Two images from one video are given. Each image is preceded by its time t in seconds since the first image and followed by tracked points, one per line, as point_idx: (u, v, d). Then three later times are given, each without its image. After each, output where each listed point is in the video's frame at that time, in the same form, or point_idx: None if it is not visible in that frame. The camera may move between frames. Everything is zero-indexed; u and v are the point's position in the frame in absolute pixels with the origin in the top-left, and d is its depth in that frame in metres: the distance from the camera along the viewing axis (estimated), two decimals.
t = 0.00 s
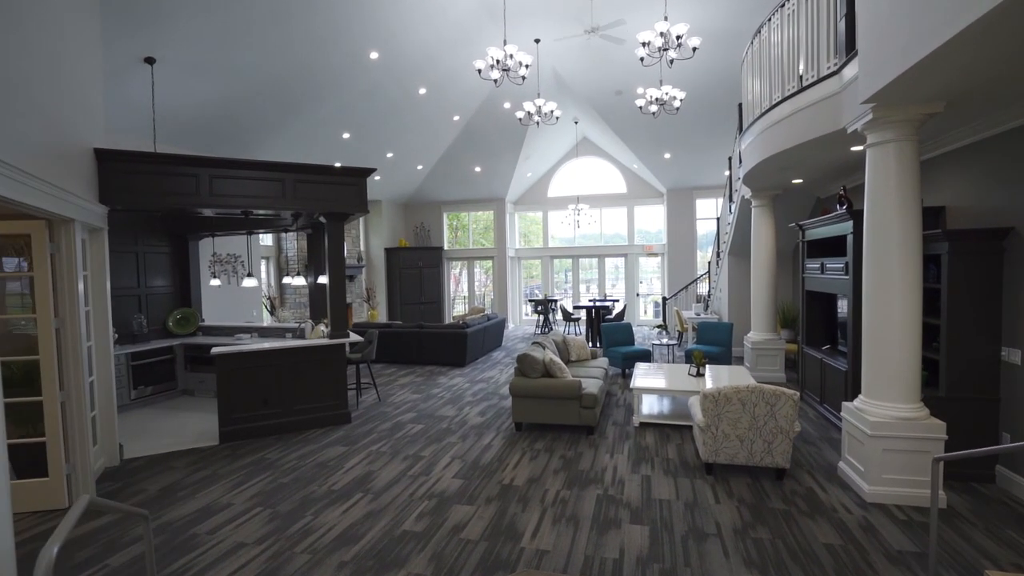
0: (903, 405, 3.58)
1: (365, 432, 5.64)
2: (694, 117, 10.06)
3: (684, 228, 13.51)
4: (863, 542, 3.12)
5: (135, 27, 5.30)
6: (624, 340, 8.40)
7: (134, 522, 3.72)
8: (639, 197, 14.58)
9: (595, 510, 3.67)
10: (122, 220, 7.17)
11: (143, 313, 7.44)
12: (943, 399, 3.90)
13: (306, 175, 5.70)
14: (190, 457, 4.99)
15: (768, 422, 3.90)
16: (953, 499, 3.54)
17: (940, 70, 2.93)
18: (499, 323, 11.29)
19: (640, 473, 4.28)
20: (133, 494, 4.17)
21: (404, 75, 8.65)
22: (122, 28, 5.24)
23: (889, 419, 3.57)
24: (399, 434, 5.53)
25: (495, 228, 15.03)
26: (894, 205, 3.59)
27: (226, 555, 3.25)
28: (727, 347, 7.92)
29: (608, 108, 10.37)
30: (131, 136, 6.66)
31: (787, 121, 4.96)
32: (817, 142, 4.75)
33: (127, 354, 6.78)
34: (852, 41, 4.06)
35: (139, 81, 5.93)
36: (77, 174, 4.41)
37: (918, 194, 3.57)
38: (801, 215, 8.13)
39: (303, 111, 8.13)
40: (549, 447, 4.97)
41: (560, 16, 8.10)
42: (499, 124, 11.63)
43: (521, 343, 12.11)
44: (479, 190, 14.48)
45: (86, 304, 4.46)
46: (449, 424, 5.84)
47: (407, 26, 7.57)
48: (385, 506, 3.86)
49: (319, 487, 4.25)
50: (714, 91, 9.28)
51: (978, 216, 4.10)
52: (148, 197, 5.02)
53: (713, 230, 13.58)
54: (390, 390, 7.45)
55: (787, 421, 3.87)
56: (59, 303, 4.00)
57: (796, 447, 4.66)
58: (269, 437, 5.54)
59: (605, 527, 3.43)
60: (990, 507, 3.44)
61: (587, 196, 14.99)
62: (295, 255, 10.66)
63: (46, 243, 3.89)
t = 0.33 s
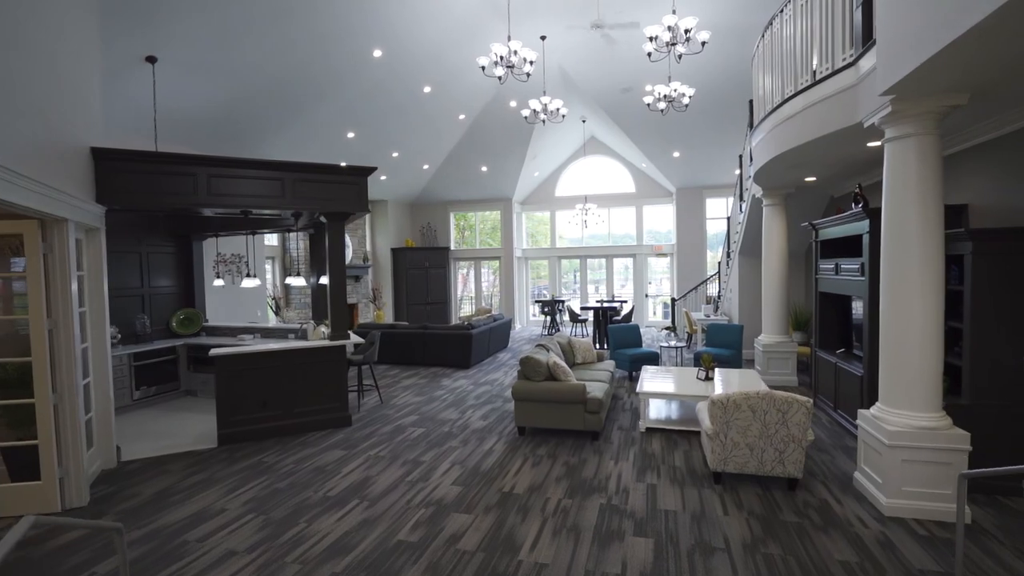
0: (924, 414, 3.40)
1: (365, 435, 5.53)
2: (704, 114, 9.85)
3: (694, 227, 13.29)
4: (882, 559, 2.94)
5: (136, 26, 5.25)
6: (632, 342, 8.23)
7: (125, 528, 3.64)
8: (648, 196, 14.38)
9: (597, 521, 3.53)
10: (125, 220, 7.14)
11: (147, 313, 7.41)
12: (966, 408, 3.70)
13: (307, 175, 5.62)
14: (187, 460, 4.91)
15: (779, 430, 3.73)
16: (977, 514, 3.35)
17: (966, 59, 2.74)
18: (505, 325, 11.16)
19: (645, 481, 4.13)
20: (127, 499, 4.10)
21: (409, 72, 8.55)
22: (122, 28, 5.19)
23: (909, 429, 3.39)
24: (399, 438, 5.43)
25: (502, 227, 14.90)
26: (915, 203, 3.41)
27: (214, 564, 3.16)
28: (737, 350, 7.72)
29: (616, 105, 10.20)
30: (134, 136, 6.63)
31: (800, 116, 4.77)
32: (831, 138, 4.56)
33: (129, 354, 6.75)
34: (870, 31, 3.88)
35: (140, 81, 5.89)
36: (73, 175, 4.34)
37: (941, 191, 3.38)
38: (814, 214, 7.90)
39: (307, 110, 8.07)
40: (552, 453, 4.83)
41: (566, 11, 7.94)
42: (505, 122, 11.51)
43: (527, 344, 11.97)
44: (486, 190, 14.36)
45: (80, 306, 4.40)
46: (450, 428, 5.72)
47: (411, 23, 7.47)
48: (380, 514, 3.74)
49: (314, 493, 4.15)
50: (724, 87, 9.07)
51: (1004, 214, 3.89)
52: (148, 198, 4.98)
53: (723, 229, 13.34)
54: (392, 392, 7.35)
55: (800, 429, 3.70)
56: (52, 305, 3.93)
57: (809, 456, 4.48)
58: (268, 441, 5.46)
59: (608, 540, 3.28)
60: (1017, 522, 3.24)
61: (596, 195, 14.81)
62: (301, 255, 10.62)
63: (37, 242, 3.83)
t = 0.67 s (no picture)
0: (945, 425, 3.21)
1: (365, 439, 5.44)
2: (715, 110, 9.64)
3: (704, 227, 13.07)
4: None
5: (136, 25, 5.19)
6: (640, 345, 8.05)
7: (116, 534, 3.56)
8: (657, 196, 14.18)
9: (600, 533, 3.38)
10: (129, 220, 7.11)
11: (151, 314, 7.39)
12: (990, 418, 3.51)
13: (305, 173, 5.53)
14: (184, 464, 4.84)
15: (791, 439, 3.56)
16: (1004, 530, 3.16)
17: (992, 48, 2.57)
18: (512, 326, 11.01)
19: (651, 490, 3.97)
20: (120, 505, 4.02)
21: (414, 70, 8.46)
22: (122, 27, 5.14)
23: (930, 439, 3.21)
24: (399, 442, 5.32)
25: (510, 228, 14.77)
26: (937, 201, 3.22)
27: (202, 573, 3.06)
28: (748, 353, 7.52)
29: (624, 103, 10.02)
30: (136, 136, 6.60)
31: (813, 111, 4.58)
32: (846, 133, 4.37)
33: (132, 355, 6.73)
34: (889, 20, 3.70)
35: (141, 81, 5.84)
36: (70, 175, 4.29)
37: (966, 187, 3.20)
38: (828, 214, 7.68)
39: (311, 110, 8.02)
40: (555, 459, 4.69)
41: (572, 7, 7.80)
42: (511, 120, 11.38)
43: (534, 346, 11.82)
44: (493, 189, 14.25)
45: (75, 307, 4.34)
46: (452, 432, 5.60)
47: (415, 20, 7.37)
48: (375, 522, 3.64)
49: (310, 499, 4.05)
50: (735, 83, 8.85)
51: None
52: (147, 198, 4.93)
53: (734, 229, 13.11)
54: (395, 394, 7.25)
55: (812, 439, 3.53)
56: (44, 306, 3.87)
57: (823, 465, 4.30)
58: (267, 444, 5.38)
59: (610, 553, 3.13)
60: None
61: (604, 194, 14.63)
62: (306, 255, 10.57)
63: (30, 242, 3.76)
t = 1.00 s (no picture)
0: (967, 436, 3.04)
1: (364, 442, 5.34)
2: (725, 108, 9.44)
3: (714, 227, 12.86)
4: None
5: (136, 25, 5.14)
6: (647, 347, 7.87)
7: (106, 541, 3.49)
8: (666, 195, 13.98)
9: (601, 545, 3.24)
10: (132, 221, 7.09)
11: (154, 314, 7.36)
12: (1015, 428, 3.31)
13: (304, 172, 5.45)
14: (181, 467, 4.77)
15: (802, 448, 3.40)
16: None
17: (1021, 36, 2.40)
18: (519, 327, 10.85)
19: (655, 500, 3.83)
20: (113, 509, 3.95)
21: (418, 69, 8.38)
22: (122, 28, 5.09)
23: (950, 451, 3.03)
24: (399, 446, 5.21)
25: (517, 228, 14.64)
26: (959, 199, 3.04)
27: None
28: (758, 356, 7.32)
29: (631, 101, 9.86)
30: (139, 136, 6.57)
31: (826, 107, 4.41)
32: (861, 129, 4.19)
33: (134, 356, 6.69)
34: (907, 10, 3.53)
35: (142, 81, 5.80)
36: (65, 174, 4.24)
37: (990, 184, 3.01)
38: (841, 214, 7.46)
39: (314, 110, 7.96)
40: (557, 466, 4.56)
41: (577, 4, 7.67)
42: (517, 119, 11.26)
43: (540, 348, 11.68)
44: (500, 190, 14.14)
45: (70, 309, 4.29)
46: (453, 437, 5.48)
47: (418, 18, 7.28)
48: (370, 531, 3.53)
49: (305, 505, 3.96)
50: (745, 79, 8.64)
51: None
52: (145, 199, 4.88)
53: (744, 229, 12.88)
54: (398, 397, 7.16)
55: (824, 449, 3.37)
56: (36, 307, 3.82)
57: (836, 476, 4.12)
58: (265, 447, 5.30)
59: (611, 568, 2.99)
60: None
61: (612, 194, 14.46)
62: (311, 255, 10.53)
63: (21, 243, 3.72)
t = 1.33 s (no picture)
0: (991, 448, 2.88)
1: (365, 445, 5.26)
2: (735, 105, 9.26)
3: (724, 227, 12.66)
4: None
5: (137, 24, 5.11)
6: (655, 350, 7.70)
7: (99, 544, 3.44)
8: (676, 195, 13.79)
9: (603, 557, 3.12)
10: (137, 220, 7.09)
11: (159, 314, 7.34)
12: None
13: (305, 172, 5.39)
14: (179, 469, 4.72)
15: (814, 458, 3.25)
16: None
17: None
18: (525, 327, 10.65)
19: (661, 510, 3.69)
20: (109, 512, 3.90)
21: (424, 68, 8.31)
22: (124, 27, 5.07)
23: (974, 463, 2.87)
24: (400, 450, 5.12)
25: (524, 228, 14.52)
26: (982, 198, 2.88)
27: None
28: (769, 360, 7.14)
29: (639, 99, 9.71)
30: (143, 136, 6.56)
31: (839, 102, 4.26)
32: (876, 125, 4.04)
33: (138, 355, 6.68)
34: None
35: (146, 80, 5.77)
36: (65, 173, 4.21)
37: (1017, 182, 2.85)
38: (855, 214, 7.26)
39: (320, 109, 7.92)
40: (560, 472, 4.44)
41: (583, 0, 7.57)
42: (524, 118, 11.16)
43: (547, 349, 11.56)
44: (508, 189, 14.04)
45: (69, 309, 4.25)
46: (455, 440, 5.38)
47: (423, 16, 7.21)
48: (366, 538, 3.44)
49: (302, 510, 3.88)
50: (756, 75, 8.46)
51: None
52: (145, 198, 4.85)
53: (756, 229, 12.66)
54: (401, 399, 7.08)
55: (837, 459, 3.22)
56: (32, 307, 3.77)
57: (850, 486, 3.95)
58: (265, 449, 5.24)
59: None
60: None
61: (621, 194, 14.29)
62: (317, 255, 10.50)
63: (17, 243, 3.67)
